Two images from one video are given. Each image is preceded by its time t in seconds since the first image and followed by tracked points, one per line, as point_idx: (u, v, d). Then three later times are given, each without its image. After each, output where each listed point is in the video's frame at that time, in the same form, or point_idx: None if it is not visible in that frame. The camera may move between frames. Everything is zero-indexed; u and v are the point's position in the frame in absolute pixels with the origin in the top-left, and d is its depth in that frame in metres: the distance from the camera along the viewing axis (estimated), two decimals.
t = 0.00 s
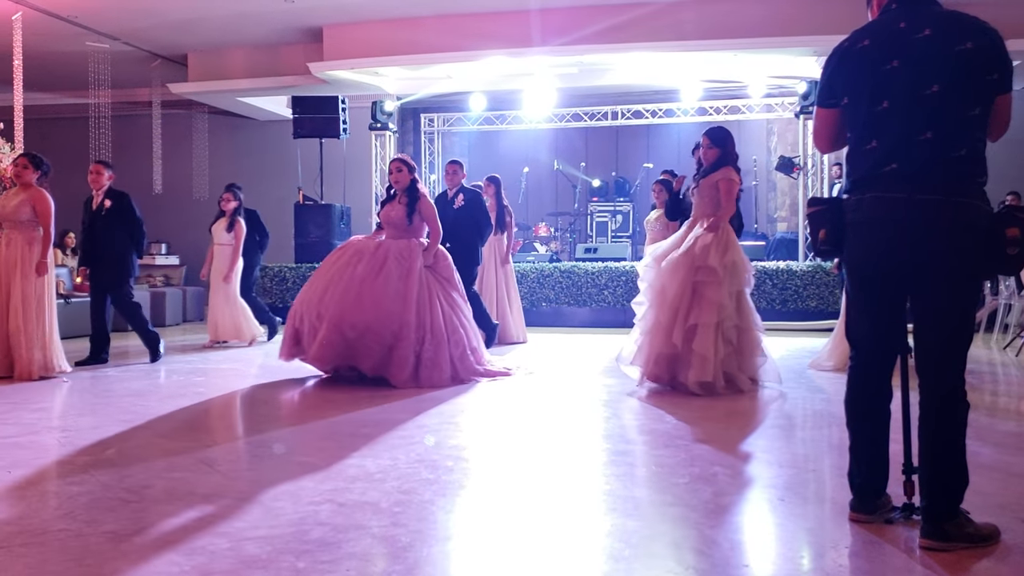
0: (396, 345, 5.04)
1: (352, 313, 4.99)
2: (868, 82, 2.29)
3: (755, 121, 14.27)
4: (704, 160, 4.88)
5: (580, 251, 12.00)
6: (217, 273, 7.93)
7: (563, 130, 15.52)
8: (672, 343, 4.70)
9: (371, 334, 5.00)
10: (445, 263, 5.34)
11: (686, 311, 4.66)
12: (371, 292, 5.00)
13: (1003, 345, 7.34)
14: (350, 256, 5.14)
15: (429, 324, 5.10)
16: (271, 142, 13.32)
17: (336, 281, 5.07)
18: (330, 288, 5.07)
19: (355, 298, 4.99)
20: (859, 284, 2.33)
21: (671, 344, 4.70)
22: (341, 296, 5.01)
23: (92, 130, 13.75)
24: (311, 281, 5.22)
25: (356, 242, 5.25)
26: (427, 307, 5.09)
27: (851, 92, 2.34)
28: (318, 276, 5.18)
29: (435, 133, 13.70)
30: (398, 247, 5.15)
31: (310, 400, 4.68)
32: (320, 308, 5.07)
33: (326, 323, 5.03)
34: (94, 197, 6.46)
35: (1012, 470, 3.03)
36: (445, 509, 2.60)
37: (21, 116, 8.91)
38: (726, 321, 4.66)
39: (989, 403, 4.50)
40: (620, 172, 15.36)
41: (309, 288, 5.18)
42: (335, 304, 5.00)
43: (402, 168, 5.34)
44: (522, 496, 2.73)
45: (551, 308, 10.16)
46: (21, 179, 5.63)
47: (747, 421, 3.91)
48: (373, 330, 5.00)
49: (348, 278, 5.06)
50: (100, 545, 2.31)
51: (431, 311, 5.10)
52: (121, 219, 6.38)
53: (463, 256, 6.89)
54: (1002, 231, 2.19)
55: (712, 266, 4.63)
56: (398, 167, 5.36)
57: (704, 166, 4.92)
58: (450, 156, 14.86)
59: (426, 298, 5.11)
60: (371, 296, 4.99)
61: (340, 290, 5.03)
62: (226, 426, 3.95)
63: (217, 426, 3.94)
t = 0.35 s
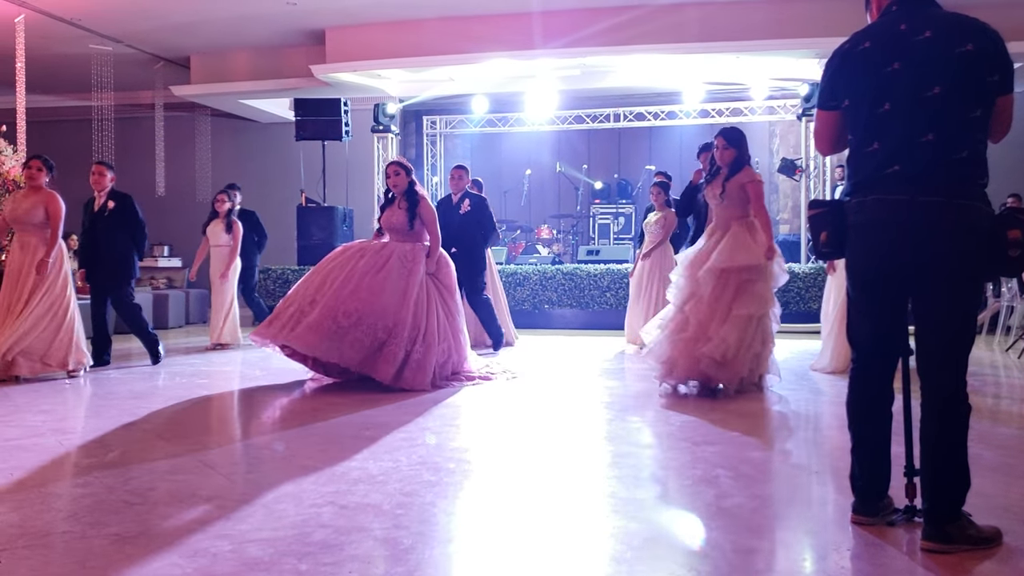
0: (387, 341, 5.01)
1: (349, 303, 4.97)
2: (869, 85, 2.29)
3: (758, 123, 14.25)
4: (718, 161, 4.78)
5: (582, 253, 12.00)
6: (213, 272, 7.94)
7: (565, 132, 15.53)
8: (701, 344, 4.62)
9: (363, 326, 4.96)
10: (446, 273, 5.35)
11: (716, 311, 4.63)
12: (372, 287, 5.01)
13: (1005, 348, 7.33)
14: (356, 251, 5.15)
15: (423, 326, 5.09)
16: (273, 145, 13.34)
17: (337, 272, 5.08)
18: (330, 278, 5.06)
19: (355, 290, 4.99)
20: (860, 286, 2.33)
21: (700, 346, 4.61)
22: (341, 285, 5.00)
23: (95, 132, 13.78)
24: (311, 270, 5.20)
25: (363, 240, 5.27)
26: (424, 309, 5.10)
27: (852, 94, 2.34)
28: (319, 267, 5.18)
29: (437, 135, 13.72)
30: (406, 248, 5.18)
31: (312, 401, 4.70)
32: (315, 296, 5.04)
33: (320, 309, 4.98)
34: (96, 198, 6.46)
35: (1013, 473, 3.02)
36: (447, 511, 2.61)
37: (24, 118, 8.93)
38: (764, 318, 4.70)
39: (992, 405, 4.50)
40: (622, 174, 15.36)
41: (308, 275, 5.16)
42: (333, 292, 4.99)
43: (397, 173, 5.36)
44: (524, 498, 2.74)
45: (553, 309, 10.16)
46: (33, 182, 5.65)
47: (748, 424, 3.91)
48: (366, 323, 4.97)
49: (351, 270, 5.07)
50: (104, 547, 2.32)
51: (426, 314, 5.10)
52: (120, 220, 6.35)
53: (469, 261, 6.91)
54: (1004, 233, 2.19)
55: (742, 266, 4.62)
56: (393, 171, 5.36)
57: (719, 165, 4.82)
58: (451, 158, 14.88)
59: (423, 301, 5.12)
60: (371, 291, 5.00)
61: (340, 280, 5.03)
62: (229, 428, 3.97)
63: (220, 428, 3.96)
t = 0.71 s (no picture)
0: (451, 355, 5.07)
1: (410, 328, 4.96)
2: (864, 87, 2.30)
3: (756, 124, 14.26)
4: (733, 161, 4.78)
5: (580, 254, 12.00)
6: (226, 275, 7.95)
7: (563, 134, 15.53)
8: (785, 352, 4.63)
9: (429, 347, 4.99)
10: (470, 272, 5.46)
11: (788, 319, 4.66)
12: (427, 307, 4.99)
13: (1003, 349, 7.34)
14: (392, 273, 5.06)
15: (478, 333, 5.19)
16: (272, 145, 13.34)
17: (383, 298, 4.97)
18: (375, 305, 4.95)
19: (411, 311, 4.96)
20: (858, 288, 2.33)
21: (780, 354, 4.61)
22: (396, 312, 4.94)
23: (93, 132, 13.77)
24: (344, 300, 5.03)
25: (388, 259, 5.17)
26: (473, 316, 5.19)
27: (847, 96, 2.35)
28: (356, 296, 5.03)
29: (436, 135, 13.72)
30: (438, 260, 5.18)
31: (309, 402, 4.70)
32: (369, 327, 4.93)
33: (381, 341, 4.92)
34: (120, 201, 6.49)
35: (1011, 475, 3.02)
36: (444, 512, 2.60)
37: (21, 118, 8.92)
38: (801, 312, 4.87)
39: (989, 407, 4.50)
40: (620, 175, 15.37)
41: (346, 307, 4.98)
42: (391, 321, 4.92)
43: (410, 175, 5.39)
44: (520, 499, 2.74)
45: (552, 310, 10.17)
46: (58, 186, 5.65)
47: (746, 425, 3.91)
48: (431, 343, 5.00)
49: (397, 295, 4.98)
50: (99, 548, 2.32)
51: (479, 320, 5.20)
52: (149, 225, 6.40)
53: (497, 264, 6.96)
54: (1001, 234, 2.19)
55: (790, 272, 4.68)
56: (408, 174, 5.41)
57: (733, 162, 4.80)
58: (449, 159, 14.88)
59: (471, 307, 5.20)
60: (427, 311, 4.99)
61: (393, 308, 4.95)
62: (224, 428, 3.96)
63: (216, 429, 3.96)
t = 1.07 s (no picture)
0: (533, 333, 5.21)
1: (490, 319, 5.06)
2: (859, 86, 2.31)
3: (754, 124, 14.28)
4: (744, 161, 4.81)
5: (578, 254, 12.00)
6: (241, 274, 7.93)
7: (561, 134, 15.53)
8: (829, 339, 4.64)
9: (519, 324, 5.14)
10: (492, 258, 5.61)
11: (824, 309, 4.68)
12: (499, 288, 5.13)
13: (1000, 348, 7.36)
14: (447, 271, 5.10)
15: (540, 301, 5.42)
16: (269, 146, 13.33)
17: (453, 297, 5.02)
18: (446, 308, 4.99)
19: (485, 303, 5.05)
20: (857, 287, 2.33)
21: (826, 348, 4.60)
22: (480, 301, 5.04)
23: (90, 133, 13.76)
24: (418, 311, 5.02)
25: (428, 262, 5.18)
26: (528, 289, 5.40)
27: (843, 96, 2.36)
28: (422, 304, 5.03)
29: (433, 135, 13.71)
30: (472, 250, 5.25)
31: (307, 403, 4.70)
32: (451, 329, 5.00)
33: (484, 334, 5.02)
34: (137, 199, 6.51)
35: (1010, 473, 3.03)
36: (443, 513, 2.60)
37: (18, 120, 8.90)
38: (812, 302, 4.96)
39: (986, 405, 4.51)
40: (617, 175, 15.38)
41: (429, 317, 4.99)
42: (480, 311, 5.01)
43: (438, 173, 5.40)
44: (518, 500, 2.74)
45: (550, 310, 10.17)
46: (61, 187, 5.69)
47: (744, 425, 3.92)
48: (514, 328, 5.12)
49: (468, 288, 5.05)
50: (97, 550, 2.31)
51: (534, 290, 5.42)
52: (167, 224, 6.50)
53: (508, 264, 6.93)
54: (999, 234, 2.19)
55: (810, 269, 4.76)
56: (436, 172, 5.43)
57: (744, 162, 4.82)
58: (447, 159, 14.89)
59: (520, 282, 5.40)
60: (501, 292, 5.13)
61: (475, 299, 5.03)
62: (222, 429, 3.96)
63: (214, 430, 3.95)
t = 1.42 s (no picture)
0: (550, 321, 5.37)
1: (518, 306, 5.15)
2: (855, 89, 2.31)
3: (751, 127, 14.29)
4: (748, 167, 4.72)
5: (575, 257, 11.99)
6: (241, 279, 7.95)
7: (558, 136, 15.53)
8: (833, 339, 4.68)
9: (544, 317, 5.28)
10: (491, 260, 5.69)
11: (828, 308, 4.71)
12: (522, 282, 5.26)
13: (998, 350, 7.36)
14: (472, 266, 5.14)
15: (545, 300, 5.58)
16: (267, 149, 13.32)
17: (482, 285, 5.08)
18: (479, 296, 5.05)
19: (512, 290, 5.15)
20: (854, 289, 2.33)
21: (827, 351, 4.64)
22: (510, 292, 5.13)
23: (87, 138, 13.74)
24: (451, 303, 5.01)
25: (447, 258, 5.20)
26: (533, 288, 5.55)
27: (839, 99, 2.36)
28: (453, 294, 5.04)
29: (431, 139, 13.71)
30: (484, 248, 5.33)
31: (305, 407, 4.69)
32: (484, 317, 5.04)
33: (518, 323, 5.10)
34: (134, 203, 6.54)
35: (1008, 475, 3.03)
36: (440, 517, 2.60)
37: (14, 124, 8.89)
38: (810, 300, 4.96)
39: (983, 407, 4.51)
40: (615, 178, 15.38)
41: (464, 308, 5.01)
42: (512, 301, 5.11)
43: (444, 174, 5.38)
44: (516, 503, 2.74)
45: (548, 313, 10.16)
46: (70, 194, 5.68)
47: (742, 427, 3.92)
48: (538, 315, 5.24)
49: (496, 280, 5.13)
50: (94, 555, 2.30)
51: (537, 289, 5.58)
52: (163, 227, 6.49)
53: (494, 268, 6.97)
54: (995, 236, 2.20)
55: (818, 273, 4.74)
56: (445, 174, 5.42)
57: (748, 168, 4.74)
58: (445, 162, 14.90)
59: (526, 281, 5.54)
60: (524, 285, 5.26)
61: (506, 290, 5.12)
62: (220, 434, 3.95)
63: (212, 434, 3.95)
